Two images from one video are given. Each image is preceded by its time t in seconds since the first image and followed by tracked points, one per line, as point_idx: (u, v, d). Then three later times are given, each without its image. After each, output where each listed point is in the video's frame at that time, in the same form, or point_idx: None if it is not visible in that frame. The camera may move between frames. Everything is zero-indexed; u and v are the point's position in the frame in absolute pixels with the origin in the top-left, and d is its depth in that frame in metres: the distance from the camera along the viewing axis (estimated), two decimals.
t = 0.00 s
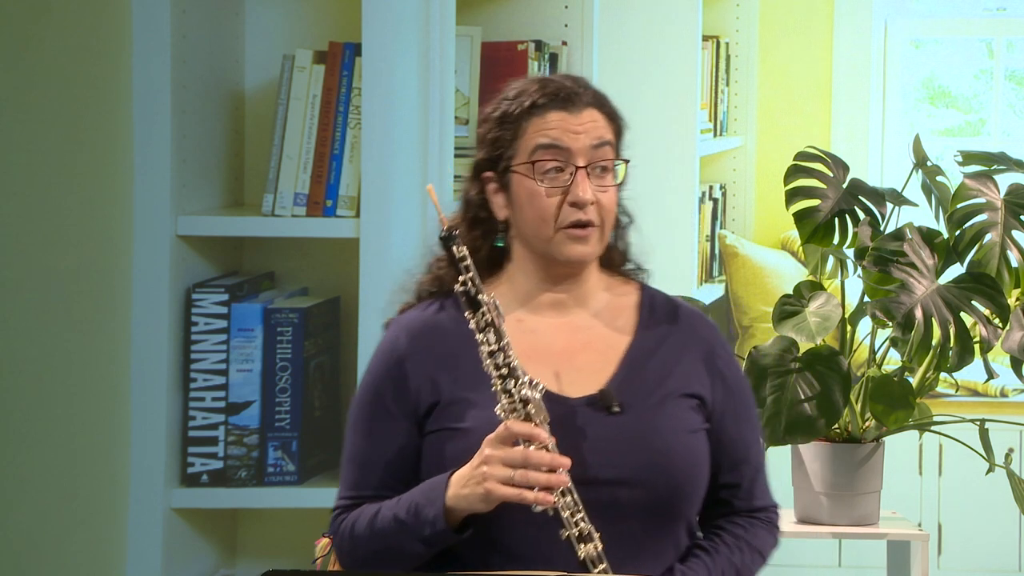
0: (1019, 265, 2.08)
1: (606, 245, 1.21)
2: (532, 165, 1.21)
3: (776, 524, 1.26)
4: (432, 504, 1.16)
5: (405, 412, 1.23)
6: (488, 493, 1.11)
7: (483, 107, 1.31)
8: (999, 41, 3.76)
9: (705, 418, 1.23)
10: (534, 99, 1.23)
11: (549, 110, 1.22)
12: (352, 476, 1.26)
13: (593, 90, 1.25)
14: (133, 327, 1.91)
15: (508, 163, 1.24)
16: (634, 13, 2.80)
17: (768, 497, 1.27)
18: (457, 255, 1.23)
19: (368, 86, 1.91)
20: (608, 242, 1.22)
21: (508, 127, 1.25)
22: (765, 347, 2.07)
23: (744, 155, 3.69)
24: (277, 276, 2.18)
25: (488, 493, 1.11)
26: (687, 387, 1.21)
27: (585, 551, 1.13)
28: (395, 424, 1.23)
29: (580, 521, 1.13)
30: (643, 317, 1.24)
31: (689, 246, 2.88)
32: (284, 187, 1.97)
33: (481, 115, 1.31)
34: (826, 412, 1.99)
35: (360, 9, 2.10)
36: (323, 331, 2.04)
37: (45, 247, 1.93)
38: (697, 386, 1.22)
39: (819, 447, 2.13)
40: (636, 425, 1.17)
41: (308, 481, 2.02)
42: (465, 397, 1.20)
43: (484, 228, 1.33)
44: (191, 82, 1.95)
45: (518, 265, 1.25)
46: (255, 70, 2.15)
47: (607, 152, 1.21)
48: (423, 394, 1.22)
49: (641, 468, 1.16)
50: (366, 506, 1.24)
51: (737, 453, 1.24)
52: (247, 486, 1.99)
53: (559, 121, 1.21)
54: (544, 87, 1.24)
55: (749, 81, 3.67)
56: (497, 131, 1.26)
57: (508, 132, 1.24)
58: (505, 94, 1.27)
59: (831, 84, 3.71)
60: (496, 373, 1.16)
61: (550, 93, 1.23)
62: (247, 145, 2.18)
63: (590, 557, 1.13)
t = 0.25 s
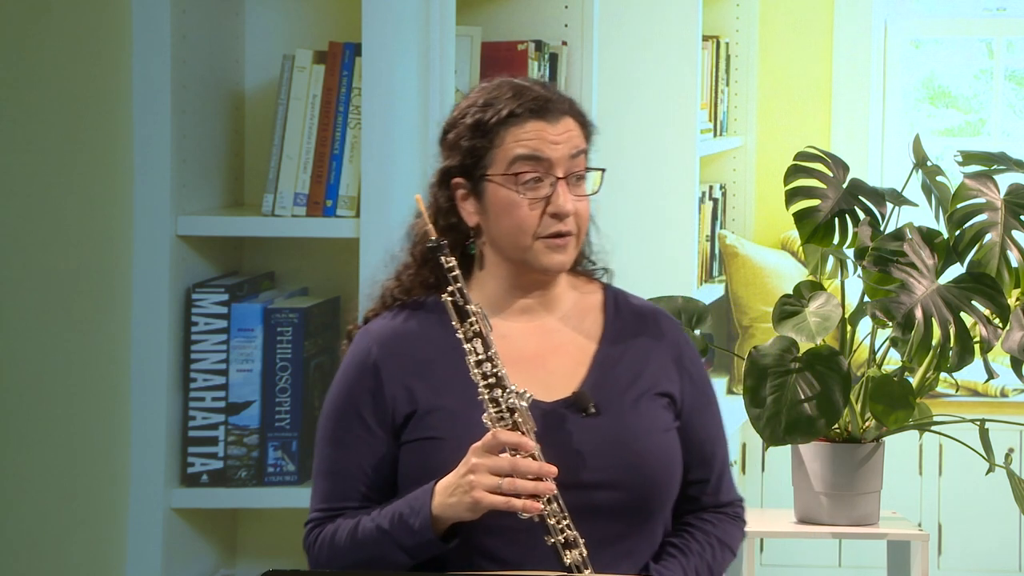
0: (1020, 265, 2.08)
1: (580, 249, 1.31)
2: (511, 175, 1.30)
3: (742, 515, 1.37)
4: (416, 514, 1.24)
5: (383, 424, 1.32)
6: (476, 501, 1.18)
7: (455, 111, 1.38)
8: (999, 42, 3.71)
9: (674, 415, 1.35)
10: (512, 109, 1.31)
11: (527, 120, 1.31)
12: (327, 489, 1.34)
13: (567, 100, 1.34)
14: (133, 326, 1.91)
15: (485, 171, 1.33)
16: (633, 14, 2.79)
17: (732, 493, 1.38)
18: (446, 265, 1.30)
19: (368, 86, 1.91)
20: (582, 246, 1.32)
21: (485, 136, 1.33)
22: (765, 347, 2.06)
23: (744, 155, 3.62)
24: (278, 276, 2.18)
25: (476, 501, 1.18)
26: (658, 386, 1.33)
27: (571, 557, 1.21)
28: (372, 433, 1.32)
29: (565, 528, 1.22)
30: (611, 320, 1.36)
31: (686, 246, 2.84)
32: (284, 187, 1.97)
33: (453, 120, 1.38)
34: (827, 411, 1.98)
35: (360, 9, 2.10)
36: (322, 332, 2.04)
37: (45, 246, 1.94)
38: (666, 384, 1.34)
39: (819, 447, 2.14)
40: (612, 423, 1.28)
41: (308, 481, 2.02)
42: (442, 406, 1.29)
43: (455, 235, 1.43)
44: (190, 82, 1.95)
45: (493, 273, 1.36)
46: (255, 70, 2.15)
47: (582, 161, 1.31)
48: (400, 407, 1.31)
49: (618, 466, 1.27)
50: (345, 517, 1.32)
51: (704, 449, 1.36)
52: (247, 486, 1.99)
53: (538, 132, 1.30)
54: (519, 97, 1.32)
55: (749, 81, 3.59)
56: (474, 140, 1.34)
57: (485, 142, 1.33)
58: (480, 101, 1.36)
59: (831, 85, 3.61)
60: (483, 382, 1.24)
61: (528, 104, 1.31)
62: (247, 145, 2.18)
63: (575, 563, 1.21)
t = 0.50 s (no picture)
0: (1020, 265, 2.08)
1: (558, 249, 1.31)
2: (487, 175, 1.30)
3: (728, 513, 1.39)
4: (409, 512, 1.23)
5: (373, 426, 1.32)
6: (470, 496, 1.18)
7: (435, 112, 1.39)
8: (999, 41, 3.62)
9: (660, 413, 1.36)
10: (490, 110, 1.32)
11: (503, 120, 1.32)
12: (317, 492, 1.33)
13: (547, 101, 1.35)
14: (134, 326, 1.91)
15: (464, 171, 1.33)
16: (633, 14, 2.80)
17: (719, 492, 1.39)
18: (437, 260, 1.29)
19: (368, 86, 1.90)
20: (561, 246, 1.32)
21: (464, 137, 1.34)
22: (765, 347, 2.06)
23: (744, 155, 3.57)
24: (278, 276, 2.18)
25: (470, 496, 1.18)
26: (645, 383, 1.33)
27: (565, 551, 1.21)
28: (361, 435, 1.32)
29: (559, 523, 1.22)
30: (596, 318, 1.37)
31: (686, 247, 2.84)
32: (284, 187, 1.97)
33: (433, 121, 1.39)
34: (827, 412, 1.98)
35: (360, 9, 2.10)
36: (322, 332, 2.04)
37: (44, 248, 1.97)
38: (654, 382, 1.34)
39: (819, 447, 2.14)
40: (603, 421, 1.28)
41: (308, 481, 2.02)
42: (433, 405, 1.30)
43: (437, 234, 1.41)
44: (191, 82, 1.95)
45: (475, 273, 1.36)
46: (255, 70, 2.15)
47: (560, 161, 1.31)
48: (389, 408, 1.31)
49: (609, 463, 1.27)
50: (336, 519, 1.31)
51: (690, 447, 1.37)
52: (247, 486, 1.99)
53: (514, 132, 1.30)
54: (497, 98, 1.33)
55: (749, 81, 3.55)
56: (454, 140, 1.35)
57: (462, 142, 1.33)
58: (458, 102, 1.36)
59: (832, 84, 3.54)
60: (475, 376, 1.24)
61: (507, 105, 1.32)
62: (247, 145, 2.18)
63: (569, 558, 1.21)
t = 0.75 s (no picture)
0: (1020, 265, 2.08)
1: (545, 246, 1.30)
2: (473, 173, 1.30)
3: (727, 512, 1.38)
4: (393, 506, 1.23)
5: (360, 423, 1.32)
6: (449, 488, 1.18)
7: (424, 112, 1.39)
8: (999, 41, 3.61)
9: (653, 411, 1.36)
10: (476, 108, 1.32)
11: (489, 118, 1.32)
12: (306, 491, 1.34)
13: (531, 99, 1.35)
14: (134, 325, 1.91)
15: (450, 169, 1.33)
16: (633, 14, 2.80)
17: (717, 491, 1.39)
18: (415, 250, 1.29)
19: (368, 86, 1.91)
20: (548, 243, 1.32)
21: (450, 135, 1.34)
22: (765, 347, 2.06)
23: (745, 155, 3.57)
24: (278, 276, 2.18)
25: (448, 488, 1.18)
26: (636, 381, 1.33)
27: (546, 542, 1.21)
28: (350, 433, 1.32)
29: (540, 514, 1.22)
30: (587, 316, 1.36)
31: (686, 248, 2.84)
32: (284, 187, 1.97)
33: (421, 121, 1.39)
34: (827, 412, 1.98)
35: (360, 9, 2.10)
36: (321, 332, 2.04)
37: (44, 248, 1.97)
38: (645, 379, 1.34)
39: (819, 447, 2.14)
40: (591, 417, 1.29)
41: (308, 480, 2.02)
42: (419, 401, 1.30)
43: (428, 234, 1.42)
44: (191, 82, 1.95)
45: (465, 272, 1.36)
46: (255, 70, 2.15)
47: (546, 158, 1.31)
48: (375, 404, 1.32)
49: (598, 459, 1.27)
50: (324, 518, 1.32)
51: (686, 445, 1.37)
52: (247, 486, 1.99)
53: (499, 129, 1.30)
54: (483, 96, 1.33)
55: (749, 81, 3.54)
56: (440, 139, 1.35)
57: (448, 140, 1.34)
58: (445, 101, 1.37)
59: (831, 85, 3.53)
60: (455, 367, 1.25)
61: (492, 103, 1.32)
62: (247, 146, 2.18)
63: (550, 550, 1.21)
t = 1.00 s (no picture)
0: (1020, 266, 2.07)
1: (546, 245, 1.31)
2: (475, 175, 1.30)
3: (725, 508, 1.38)
4: (381, 505, 1.23)
5: (351, 423, 1.32)
6: (432, 484, 1.18)
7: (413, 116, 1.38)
8: (999, 41, 3.60)
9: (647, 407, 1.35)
10: (474, 110, 1.32)
11: (487, 121, 1.31)
12: (300, 492, 1.34)
13: (525, 99, 1.35)
14: (134, 325, 1.91)
15: (450, 171, 1.32)
16: (632, 13, 2.81)
17: (714, 487, 1.39)
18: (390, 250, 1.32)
19: (368, 86, 1.90)
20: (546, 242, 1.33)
21: (448, 138, 1.33)
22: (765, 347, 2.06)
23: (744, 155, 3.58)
24: (278, 276, 2.18)
25: (431, 484, 1.18)
26: (628, 377, 1.33)
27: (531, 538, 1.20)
28: (341, 434, 1.33)
29: (524, 510, 1.21)
30: (580, 312, 1.36)
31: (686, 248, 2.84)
32: (284, 187, 1.96)
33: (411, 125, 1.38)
34: (827, 412, 1.98)
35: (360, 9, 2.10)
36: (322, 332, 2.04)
37: (45, 249, 1.98)
38: (637, 375, 1.34)
39: (819, 447, 2.14)
40: (581, 415, 1.29)
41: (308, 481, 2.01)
42: (408, 400, 1.30)
43: (419, 238, 1.42)
44: (191, 82, 1.95)
45: (461, 273, 1.36)
46: (255, 70, 2.15)
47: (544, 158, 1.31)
48: (365, 405, 1.31)
49: (588, 455, 1.27)
50: (316, 519, 1.32)
51: (681, 441, 1.36)
52: (247, 486, 1.99)
53: (499, 131, 1.30)
54: (479, 98, 1.33)
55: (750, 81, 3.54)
56: (437, 142, 1.34)
57: (444, 143, 1.33)
58: (438, 104, 1.36)
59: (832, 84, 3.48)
60: (435, 364, 1.25)
61: (490, 105, 1.31)
62: (247, 146, 2.18)
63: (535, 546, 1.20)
